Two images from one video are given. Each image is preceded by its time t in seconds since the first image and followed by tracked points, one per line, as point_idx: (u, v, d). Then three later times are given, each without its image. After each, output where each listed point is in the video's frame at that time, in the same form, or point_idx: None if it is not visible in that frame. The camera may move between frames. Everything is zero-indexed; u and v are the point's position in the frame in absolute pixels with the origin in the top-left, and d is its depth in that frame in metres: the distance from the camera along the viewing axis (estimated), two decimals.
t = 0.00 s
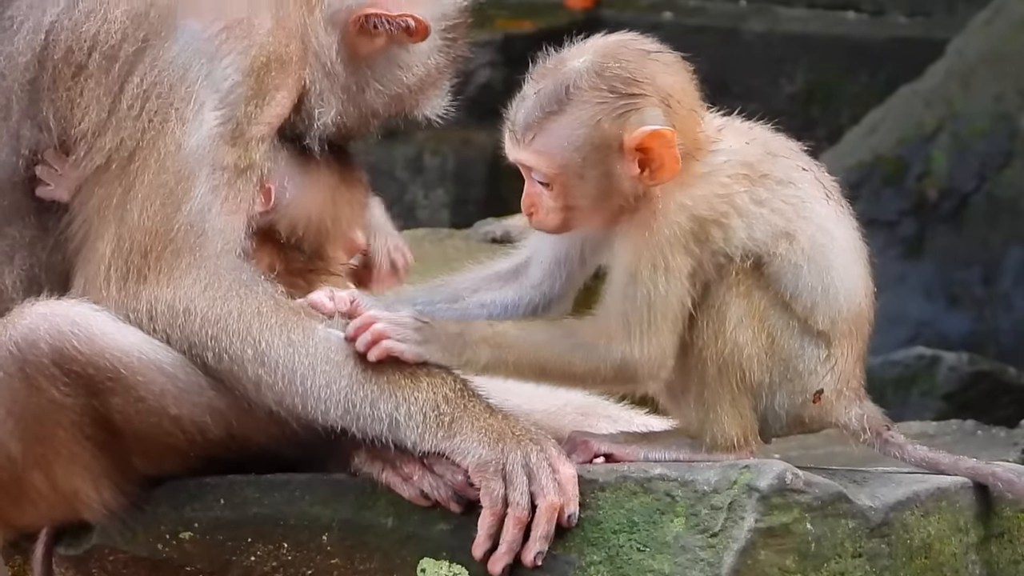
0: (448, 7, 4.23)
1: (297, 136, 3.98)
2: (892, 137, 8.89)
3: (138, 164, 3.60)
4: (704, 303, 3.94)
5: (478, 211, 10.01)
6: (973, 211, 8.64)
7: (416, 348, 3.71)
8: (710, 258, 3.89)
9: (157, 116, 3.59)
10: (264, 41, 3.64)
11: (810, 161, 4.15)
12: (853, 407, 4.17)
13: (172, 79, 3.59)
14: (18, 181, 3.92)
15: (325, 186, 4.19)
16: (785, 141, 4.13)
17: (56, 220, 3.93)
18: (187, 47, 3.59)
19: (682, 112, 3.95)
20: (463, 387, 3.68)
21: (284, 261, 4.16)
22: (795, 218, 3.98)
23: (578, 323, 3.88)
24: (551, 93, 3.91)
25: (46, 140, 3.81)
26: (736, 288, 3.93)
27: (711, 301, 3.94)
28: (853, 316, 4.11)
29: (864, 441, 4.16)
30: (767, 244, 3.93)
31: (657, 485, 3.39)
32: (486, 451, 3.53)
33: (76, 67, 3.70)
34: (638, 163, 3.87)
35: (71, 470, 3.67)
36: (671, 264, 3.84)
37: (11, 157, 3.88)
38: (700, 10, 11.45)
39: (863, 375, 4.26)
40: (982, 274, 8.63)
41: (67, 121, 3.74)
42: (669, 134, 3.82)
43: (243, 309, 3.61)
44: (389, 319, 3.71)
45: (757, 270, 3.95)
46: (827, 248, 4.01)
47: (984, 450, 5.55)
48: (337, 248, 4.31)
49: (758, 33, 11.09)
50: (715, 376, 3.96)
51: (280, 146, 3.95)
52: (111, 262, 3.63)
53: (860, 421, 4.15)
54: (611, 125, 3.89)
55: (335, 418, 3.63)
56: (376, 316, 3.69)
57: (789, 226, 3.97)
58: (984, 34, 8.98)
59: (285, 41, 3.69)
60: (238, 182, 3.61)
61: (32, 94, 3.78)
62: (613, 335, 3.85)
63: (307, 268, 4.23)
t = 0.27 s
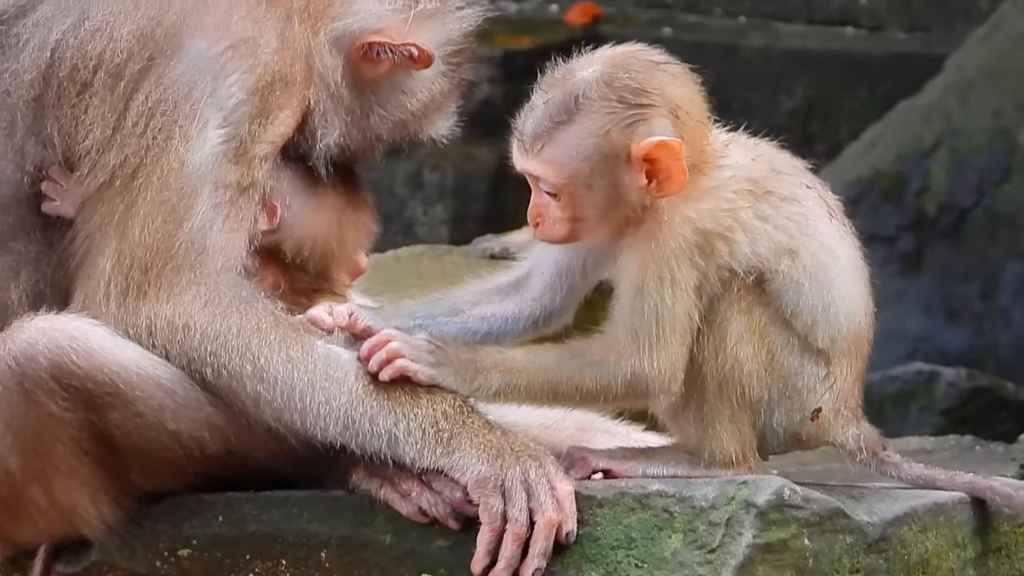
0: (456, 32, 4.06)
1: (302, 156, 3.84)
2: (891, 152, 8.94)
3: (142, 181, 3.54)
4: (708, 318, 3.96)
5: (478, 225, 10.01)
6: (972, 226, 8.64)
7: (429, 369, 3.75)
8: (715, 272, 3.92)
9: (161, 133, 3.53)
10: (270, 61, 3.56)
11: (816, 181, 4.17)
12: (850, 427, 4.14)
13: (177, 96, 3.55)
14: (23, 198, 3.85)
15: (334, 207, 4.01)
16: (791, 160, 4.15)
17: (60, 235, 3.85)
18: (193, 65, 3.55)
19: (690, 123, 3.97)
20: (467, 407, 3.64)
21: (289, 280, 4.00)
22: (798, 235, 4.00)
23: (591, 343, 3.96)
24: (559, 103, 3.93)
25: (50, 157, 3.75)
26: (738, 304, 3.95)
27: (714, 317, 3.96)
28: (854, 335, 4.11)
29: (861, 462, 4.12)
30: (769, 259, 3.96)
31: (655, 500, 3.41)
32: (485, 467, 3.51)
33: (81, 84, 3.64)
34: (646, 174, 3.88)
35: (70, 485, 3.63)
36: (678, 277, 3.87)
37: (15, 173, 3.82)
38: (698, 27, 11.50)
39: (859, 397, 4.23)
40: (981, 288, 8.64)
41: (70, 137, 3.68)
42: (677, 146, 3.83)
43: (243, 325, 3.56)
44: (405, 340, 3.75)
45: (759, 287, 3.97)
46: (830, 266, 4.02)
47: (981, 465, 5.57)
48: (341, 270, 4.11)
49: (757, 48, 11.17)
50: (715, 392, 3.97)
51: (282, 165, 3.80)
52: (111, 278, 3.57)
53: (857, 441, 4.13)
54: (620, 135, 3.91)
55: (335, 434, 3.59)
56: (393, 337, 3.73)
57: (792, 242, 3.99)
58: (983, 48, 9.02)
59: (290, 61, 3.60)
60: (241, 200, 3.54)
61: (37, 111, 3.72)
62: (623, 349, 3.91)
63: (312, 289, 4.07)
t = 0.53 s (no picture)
0: (455, 63, 4.06)
1: (303, 181, 3.81)
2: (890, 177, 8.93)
3: (144, 205, 3.49)
4: (710, 342, 3.97)
5: (477, 252, 10.08)
6: (972, 251, 8.67)
7: (432, 400, 3.72)
8: (717, 297, 3.93)
9: (163, 156, 3.49)
10: (271, 86, 3.50)
11: (817, 207, 4.18)
12: (851, 452, 4.13)
13: (179, 119, 3.50)
14: (23, 220, 3.81)
15: (334, 234, 3.97)
16: (792, 186, 4.16)
17: (61, 258, 3.82)
18: (195, 89, 3.50)
19: (693, 147, 4.03)
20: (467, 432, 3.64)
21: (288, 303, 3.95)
22: (799, 259, 4.01)
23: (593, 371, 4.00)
24: (563, 128, 4.01)
25: (51, 179, 3.71)
26: (740, 328, 3.95)
27: (716, 341, 3.96)
28: (854, 360, 4.11)
29: (862, 486, 4.10)
30: (771, 283, 3.96)
31: (655, 525, 3.41)
32: (485, 490, 3.50)
33: (83, 106, 3.60)
34: (649, 198, 3.94)
35: (71, 506, 3.63)
36: (679, 302, 3.89)
37: (17, 196, 3.78)
38: (697, 53, 11.56)
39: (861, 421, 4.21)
40: (981, 313, 8.69)
41: (72, 159, 3.64)
42: (679, 170, 3.89)
43: (241, 348, 3.53)
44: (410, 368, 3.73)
45: (761, 311, 3.97)
46: (832, 290, 4.03)
47: (981, 489, 5.59)
48: (339, 292, 4.05)
49: (756, 73, 11.17)
50: (716, 417, 3.97)
51: (284, 191, 3.76)
52: (111, 301, 3.53)
53: (858, 466, 4.11)
54: (623, 160, 3.98)
55: (336, 458, 3.57)
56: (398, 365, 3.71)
57: (794, 266, 4.00)
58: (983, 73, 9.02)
59: (292, 87, 3.55)
60: (242, 225, 3.49)
61: (38, 133, 3.68)
62: (626, 375, 3.93)
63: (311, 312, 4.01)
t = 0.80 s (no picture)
0: (456, 83, 4.05)
1: (303, 200, 3.78)
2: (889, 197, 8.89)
3: (144, 221, 3.50)
4: (709, 361, 3.97)
5: (476, 270, 10.10)
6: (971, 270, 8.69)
7: (433, 420, 3.78)
8: (716, 315, 3.93)
9: (163, 173, 3.49)
10: (271, 104, 3.51)
11: (815, 225, 4.19)
12: (850, 469, 4.13)
13: (180, 136, 3.50)
14: (24, 236, 3.83)
15: (333, 248, 3.97)
16: (790, 204, 4.17)
17: (60, 274, 3.83)
18: (196, 106, 3.50)
19: (688, 168, 4.05)
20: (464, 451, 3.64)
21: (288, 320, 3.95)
22: (798, 276, 4.01)
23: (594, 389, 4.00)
24: (558, 156, 4.05)
25: (51, 196, 3.72)
26: (739, 346, 3.96)
27: (715, 359, 3.97)
28: (854, 377, 4.11)
29: (859, 504, 4.11)
30: (770, 301, 3.97)
31: (653, 542, 3.43)
32: (483, 507, 3.51)
33: (84, 123, 3.60)
34: (645, 222, 3.96)
35: (70, 521, 3.63)
36: (678, 322, 3.90)
37: (17, 212, 3.79)
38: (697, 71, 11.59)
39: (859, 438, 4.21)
40: (979, 333, 8.73)
41: (72, 175, 3.64)
42: (674, 192, 3.92)
43: (233, 367, 3.51)
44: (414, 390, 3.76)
45: (760, 328, 3.97)
46: (830, 308, 4.03)
47: (979, 508, 5.60)
48: (338, 309, 4.05)
49: (756, 92, 11.19)
50: (715, 435, 3.98)
51: (283, 209, 3.74)
52: (110, 316, 3.54)
53: (857, 484, 4.11)
54: (619, 184, 4.01)
55: (333, 477, 3.57)
56: (401, 388, 3.72)
57: (793, 284, 4.00)
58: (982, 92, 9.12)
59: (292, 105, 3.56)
60: (240, 241, 3.49)
61: (39, 149, 3.69)
62: (624, 394, 3.94)
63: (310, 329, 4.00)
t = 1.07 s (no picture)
0: (456, 96, 4.05)
1: (304, 211, 3.80)
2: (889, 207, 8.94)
3: (146, 230, 3.51)
4: (708, 370, 3.99)
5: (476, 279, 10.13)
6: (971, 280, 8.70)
7: (434, 432, 3.78)
8: (715, 324, 3.95)
9: (165, 182, 3.50)
10: (272, 114, 3.52)
11: (813, 233, 4.19)
12: (850, 476, 4.16)
13: (182, 146, 3.51)
14: (24, 245, 3.83)
15: (333, 258, 3.95)
16: (788, 212, 4.18)
17: (61, 282, 3.85)
18: (197, 116, 3.51)
19: (682, 179, 4.05)
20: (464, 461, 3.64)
21: (287, 329, 3.94)
22: (797, 285, 4.02)
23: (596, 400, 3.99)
24: (551, 172, 4.02)
25: (52, 205, 3.73)
26: (738, 355, 3.98)
27: (715, 368, 3.99)
28: (853, 385, 4.13)
29: (859, 509, 4.14)
30: (769, 310, 3.98)
31: (652, 551, 3.44)
32: (482, 516, 3.52)
33: (86, 133, 3.61)
34: (641, 235, 3.95)
35: (70, 529, 3.59)
36: (677, 331, 3.91)
37: (18, 221, 3.80)
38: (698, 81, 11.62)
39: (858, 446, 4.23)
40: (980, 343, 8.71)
41: (74, 185, 3.65)
42: (668, 204, 3.91)
43: (232, 377, 3.52)
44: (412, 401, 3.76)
45: (759, 337, 3.99)
46: (829, 317, 4.03)
47: (979, 518, 5.62)
48: (339, 318, 4.03)
49: (757, 102, 11.31)
50: (715, 444, 3.99)
51: (284, 220, 3.76)
52: (110, 323, 3.55)
53: (856, 489, 4.15)
54: (612, 198, 3.99)
55: (333, 486, 3.57)
56: (400, 399, 3.73)
57: (792, 292, 4.01)
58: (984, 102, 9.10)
59: (294, 115, 3.56)
60: (241, 251, 3.50)
61: (41, 157, 3.70)
62: (626, 406, 3.94)
63: (310, 337, 3.99)
